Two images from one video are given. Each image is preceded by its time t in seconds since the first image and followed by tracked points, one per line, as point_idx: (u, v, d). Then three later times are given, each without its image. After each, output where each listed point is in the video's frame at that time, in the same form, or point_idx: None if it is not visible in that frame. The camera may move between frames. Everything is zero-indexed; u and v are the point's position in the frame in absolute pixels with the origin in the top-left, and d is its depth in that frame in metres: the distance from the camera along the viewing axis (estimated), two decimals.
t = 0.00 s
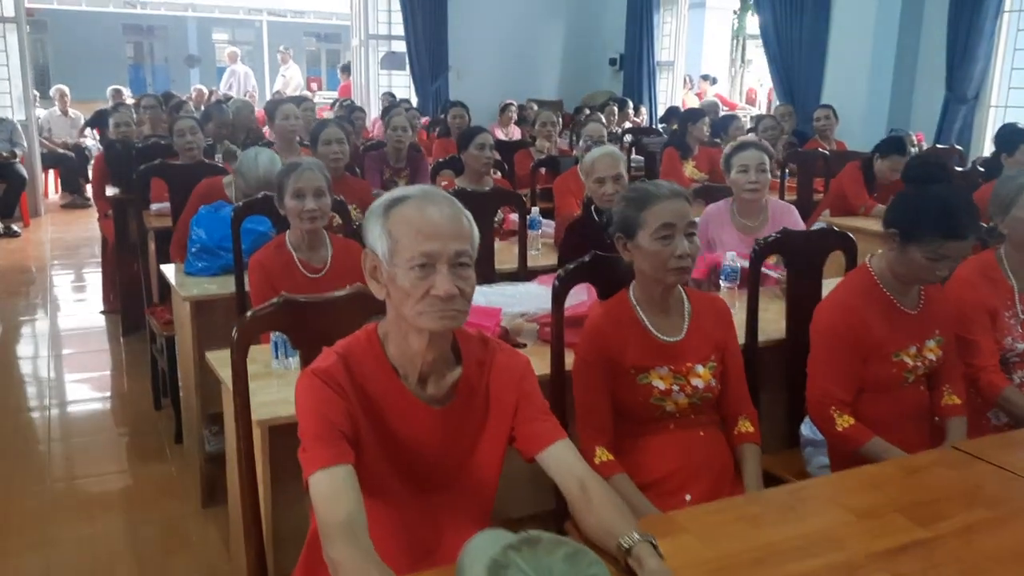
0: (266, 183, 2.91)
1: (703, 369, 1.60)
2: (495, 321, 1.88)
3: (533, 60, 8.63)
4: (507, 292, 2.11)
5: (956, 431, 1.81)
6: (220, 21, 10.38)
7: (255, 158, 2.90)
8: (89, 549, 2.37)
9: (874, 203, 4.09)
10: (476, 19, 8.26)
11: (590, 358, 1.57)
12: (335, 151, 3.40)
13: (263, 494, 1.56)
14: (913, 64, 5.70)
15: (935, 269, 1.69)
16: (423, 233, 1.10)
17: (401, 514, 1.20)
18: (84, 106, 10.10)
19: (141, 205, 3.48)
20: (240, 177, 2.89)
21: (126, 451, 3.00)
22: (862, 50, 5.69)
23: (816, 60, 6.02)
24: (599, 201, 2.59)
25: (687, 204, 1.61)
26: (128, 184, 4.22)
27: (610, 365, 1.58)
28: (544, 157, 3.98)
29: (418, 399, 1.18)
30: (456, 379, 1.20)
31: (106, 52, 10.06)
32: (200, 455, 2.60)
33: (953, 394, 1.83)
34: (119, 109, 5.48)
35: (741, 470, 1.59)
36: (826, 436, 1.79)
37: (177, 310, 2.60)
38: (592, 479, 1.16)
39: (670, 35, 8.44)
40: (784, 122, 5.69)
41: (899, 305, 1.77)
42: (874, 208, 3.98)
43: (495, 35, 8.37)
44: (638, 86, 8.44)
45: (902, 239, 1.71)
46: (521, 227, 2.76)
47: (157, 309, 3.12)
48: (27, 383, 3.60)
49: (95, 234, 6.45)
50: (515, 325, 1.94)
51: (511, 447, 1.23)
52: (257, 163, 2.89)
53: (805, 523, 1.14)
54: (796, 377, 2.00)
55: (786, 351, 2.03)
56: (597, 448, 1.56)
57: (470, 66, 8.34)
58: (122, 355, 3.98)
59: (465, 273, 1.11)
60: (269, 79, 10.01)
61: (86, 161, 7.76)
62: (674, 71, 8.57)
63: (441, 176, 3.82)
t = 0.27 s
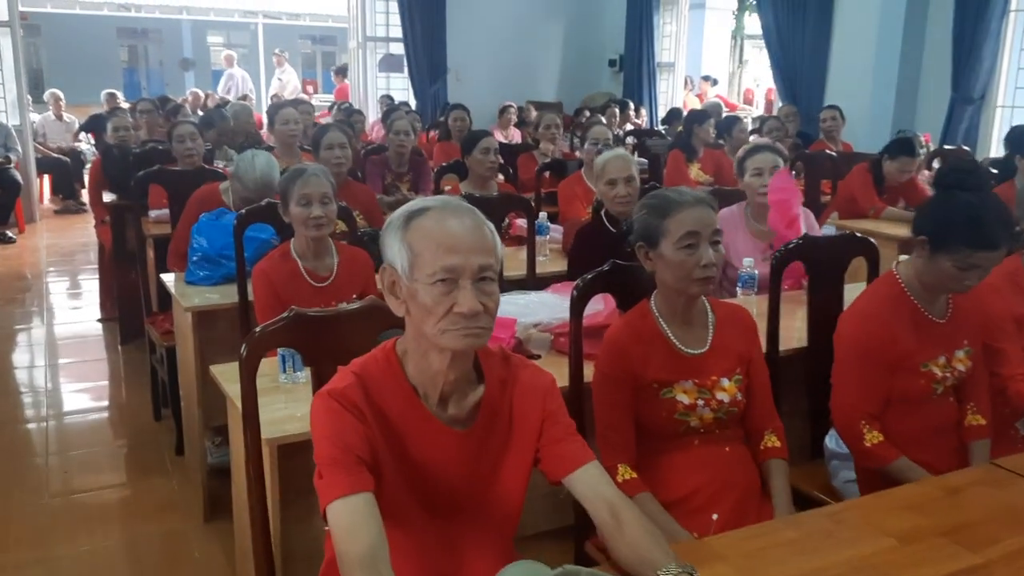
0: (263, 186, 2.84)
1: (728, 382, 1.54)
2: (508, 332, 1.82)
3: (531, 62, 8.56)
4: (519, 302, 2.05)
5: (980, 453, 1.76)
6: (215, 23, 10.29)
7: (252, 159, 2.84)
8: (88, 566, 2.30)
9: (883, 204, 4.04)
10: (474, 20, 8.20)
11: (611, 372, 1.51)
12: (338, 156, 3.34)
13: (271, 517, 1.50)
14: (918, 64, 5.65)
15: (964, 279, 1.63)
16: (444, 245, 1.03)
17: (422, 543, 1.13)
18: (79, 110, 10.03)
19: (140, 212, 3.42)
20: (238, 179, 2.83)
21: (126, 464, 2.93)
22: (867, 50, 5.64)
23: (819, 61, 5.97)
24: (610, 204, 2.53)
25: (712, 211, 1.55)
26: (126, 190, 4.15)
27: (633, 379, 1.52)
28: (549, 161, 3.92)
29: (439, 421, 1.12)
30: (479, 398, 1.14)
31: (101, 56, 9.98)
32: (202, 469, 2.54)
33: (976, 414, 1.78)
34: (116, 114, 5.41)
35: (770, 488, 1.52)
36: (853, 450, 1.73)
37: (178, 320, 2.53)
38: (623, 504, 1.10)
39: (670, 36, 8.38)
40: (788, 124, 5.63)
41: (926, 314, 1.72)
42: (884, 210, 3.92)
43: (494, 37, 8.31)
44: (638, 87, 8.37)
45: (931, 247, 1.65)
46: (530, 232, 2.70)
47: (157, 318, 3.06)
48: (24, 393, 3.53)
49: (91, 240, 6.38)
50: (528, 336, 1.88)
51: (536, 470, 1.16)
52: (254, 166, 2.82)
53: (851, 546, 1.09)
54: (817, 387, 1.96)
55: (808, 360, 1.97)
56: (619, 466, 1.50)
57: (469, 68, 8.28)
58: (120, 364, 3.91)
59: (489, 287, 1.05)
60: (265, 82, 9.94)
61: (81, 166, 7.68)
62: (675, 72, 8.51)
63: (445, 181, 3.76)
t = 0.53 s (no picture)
0: (259, 180, 2.81)
1: (754, 390, 1.47)
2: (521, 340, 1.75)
3: (531, 61, 8.49)
4: (531, 307, 1.98)
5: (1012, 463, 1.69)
6: (211, 24, 10.20)
7: (246, 154, 2.80)
8: None
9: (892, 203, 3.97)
10: (473, 19, 8.13)
11: (632, 381, 1.44)
12: (339, 156, 3.26)
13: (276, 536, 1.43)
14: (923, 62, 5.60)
15: (996, 282, 1.56)
16: (464, 249, 0.96)
17: (438, 568, 1.06)
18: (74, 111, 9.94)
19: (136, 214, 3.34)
20: (232, 175, 2.78)
21: (122, 473, 2.85)
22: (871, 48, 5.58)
23: (822, 59, 5.91)
24: (622, 200, 2.45)
25: (736, 211, 1.48)
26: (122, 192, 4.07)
27: (655, 388, 1.44)
28: (553, 160, 3.85)
29: (457, 436, 1.05)
30: (499, 413, 1.07)
31: (96, 57, 9.90)
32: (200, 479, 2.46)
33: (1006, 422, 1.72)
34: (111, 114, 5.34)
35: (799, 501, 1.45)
36: (883, 461, 1.65)
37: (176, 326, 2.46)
38: (654, 526, 1.03)
39: (670, 34, 8.33)
40: (792, 122, 5.57)
41: (956, 317, 1.64)
42: (894, 209, 3.85)
43: (493, 36, 8.24)
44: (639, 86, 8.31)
45: (961, 250, 1.58)
46: (537, 234, 2.63)
47: (154, 323, 2.98)
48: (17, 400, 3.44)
49: (87, 243, 6.29)
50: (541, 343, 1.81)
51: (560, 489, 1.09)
52: (249, 160, 2.79)
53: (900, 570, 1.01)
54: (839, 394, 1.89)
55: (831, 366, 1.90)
56: (641, 479, 1.43)
57: (468, 68, 8.21)
58: (116, 369, 3.83)
59: (511, 295, 0.98)
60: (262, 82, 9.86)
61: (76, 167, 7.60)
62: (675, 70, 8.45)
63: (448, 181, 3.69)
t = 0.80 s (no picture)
0: (239, 178, 2.75)
1: (783, 409, 1.39)
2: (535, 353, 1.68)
3: (533, 61, 8.42)
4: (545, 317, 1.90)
5: None
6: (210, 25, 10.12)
7: (224, 152, 2.75)
8: None
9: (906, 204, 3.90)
10: (475, 19, 8.06)
11: (655, 399, 1.37)
12: (342, 158, 3.19)
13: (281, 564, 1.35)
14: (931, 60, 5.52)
15: None
16: (486, 266, 0.89)
17: None
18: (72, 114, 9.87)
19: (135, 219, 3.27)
20: (212, 176, 2.72)
21: (121, 486, 2.77)
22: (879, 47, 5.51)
23: (829, 57, 5.84)
24: (637, 202, 2.38)
25: (765, 219, 1.41)
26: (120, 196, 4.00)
27: (679, 407, 1.37)
28: (559, 162, 3.78)
29: (476, 467, 0.97)
30: (521, 442, 1.00)
31: (94, 58, 9.83)
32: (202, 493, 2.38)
33: None
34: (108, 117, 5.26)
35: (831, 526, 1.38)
36: (916, 479, 1.58)
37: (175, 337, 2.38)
38: (692, 564, 1.00)
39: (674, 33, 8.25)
40: (800, 121, 5.50)
41: (991, 329, 1.57)
42: (908, 211, 3.78)
43: (495, 36, 8.16)
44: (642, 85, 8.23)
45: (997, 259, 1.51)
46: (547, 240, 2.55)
47: (154, 332, 2.90)
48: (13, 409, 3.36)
49: (85, 247, 6.21)
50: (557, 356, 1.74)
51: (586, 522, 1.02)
52: (227, 159, 2.73)
53: None
54: (865, 407, 1.81)
55: (856, 379, 1.83)
56: (665, 502, 1.35)
57: (469, 68, 8.13)
58: (115, 376, 3.75)
59: (536, 314, 0.91)
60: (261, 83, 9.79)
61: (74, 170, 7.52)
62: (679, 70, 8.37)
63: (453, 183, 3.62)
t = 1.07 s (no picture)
0: (222, 180, 2.70)
1: (820, 426, 1.32)
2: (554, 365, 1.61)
3: (537, 61, 8.34)
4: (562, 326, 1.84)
5: None
6: (212, 25, 10.04)
7: (203, 156, 2.69)
8: None
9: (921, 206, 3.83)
10: (478, 19, 7.98)
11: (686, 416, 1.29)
12: (348, 160, 3.13)
13: None
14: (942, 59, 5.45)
15: None
16: (518, 284, 0.82)
17: None
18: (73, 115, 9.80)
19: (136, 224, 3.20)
20: (194, 181, 2.68)
21: (123, 497, 2.69)
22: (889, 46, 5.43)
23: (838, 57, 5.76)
24: (655, 205, 2.33)
25: (800, 227, 1.34)
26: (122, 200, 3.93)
27: (711, 424, 1.30)
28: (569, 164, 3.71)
29: (505, 498, 0.90)
30: (554, 470, 0.93)
31: (95, 60, 9.76)
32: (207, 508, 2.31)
33: None
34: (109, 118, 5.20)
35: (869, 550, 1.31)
36: (955, 498, 1.51)
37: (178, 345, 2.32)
38: None
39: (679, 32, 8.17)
40: (809, 121, 5.42)
41: None
42: (924, 212, 3.70)
43: (498, 36, 8.09)
44: (648, 85, 8.15)
45: None
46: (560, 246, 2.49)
47: (156, 340, 2.84)
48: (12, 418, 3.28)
49: (86, 250, 6.14)
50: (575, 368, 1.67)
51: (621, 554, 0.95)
52: (206, 163, 2.67)
53: None
54: (896, 420, 1.75)
55: (887, 390, 1.76)
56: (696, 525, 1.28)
57: (473, 68, 8.06)
58: (117, 383, 3.67)
59: (571, 336, 0.84)
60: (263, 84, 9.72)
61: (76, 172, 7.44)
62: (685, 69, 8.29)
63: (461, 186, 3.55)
